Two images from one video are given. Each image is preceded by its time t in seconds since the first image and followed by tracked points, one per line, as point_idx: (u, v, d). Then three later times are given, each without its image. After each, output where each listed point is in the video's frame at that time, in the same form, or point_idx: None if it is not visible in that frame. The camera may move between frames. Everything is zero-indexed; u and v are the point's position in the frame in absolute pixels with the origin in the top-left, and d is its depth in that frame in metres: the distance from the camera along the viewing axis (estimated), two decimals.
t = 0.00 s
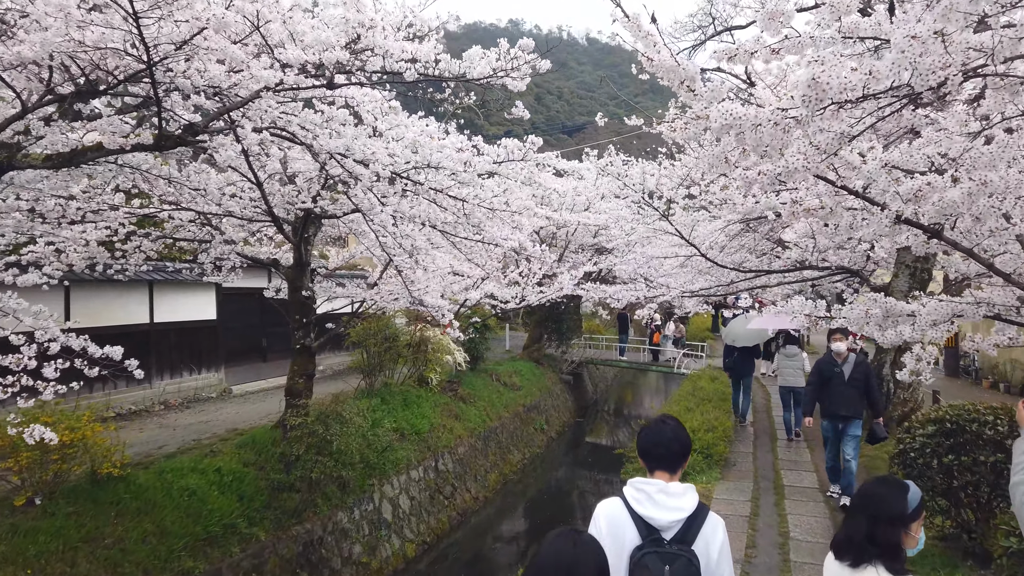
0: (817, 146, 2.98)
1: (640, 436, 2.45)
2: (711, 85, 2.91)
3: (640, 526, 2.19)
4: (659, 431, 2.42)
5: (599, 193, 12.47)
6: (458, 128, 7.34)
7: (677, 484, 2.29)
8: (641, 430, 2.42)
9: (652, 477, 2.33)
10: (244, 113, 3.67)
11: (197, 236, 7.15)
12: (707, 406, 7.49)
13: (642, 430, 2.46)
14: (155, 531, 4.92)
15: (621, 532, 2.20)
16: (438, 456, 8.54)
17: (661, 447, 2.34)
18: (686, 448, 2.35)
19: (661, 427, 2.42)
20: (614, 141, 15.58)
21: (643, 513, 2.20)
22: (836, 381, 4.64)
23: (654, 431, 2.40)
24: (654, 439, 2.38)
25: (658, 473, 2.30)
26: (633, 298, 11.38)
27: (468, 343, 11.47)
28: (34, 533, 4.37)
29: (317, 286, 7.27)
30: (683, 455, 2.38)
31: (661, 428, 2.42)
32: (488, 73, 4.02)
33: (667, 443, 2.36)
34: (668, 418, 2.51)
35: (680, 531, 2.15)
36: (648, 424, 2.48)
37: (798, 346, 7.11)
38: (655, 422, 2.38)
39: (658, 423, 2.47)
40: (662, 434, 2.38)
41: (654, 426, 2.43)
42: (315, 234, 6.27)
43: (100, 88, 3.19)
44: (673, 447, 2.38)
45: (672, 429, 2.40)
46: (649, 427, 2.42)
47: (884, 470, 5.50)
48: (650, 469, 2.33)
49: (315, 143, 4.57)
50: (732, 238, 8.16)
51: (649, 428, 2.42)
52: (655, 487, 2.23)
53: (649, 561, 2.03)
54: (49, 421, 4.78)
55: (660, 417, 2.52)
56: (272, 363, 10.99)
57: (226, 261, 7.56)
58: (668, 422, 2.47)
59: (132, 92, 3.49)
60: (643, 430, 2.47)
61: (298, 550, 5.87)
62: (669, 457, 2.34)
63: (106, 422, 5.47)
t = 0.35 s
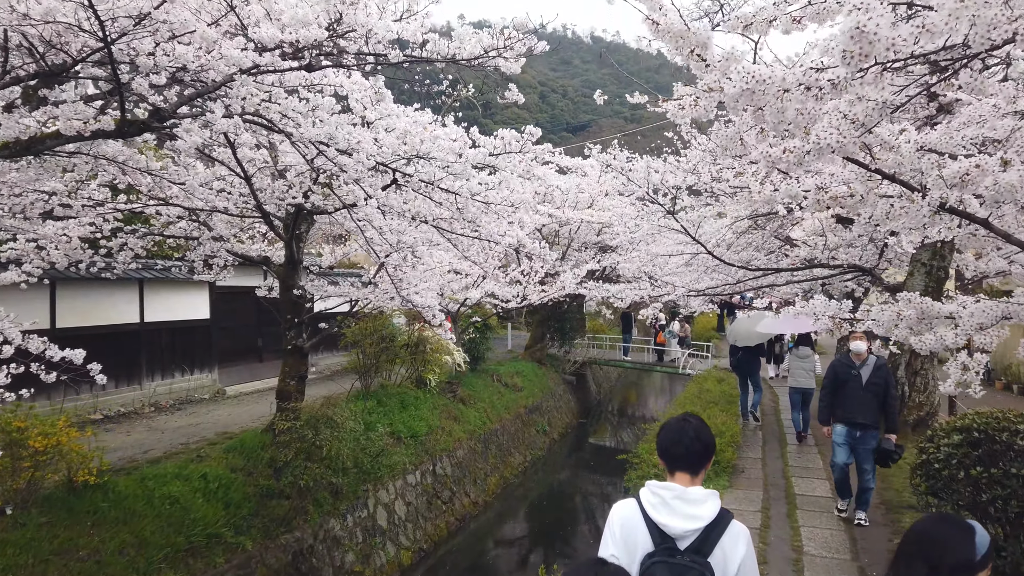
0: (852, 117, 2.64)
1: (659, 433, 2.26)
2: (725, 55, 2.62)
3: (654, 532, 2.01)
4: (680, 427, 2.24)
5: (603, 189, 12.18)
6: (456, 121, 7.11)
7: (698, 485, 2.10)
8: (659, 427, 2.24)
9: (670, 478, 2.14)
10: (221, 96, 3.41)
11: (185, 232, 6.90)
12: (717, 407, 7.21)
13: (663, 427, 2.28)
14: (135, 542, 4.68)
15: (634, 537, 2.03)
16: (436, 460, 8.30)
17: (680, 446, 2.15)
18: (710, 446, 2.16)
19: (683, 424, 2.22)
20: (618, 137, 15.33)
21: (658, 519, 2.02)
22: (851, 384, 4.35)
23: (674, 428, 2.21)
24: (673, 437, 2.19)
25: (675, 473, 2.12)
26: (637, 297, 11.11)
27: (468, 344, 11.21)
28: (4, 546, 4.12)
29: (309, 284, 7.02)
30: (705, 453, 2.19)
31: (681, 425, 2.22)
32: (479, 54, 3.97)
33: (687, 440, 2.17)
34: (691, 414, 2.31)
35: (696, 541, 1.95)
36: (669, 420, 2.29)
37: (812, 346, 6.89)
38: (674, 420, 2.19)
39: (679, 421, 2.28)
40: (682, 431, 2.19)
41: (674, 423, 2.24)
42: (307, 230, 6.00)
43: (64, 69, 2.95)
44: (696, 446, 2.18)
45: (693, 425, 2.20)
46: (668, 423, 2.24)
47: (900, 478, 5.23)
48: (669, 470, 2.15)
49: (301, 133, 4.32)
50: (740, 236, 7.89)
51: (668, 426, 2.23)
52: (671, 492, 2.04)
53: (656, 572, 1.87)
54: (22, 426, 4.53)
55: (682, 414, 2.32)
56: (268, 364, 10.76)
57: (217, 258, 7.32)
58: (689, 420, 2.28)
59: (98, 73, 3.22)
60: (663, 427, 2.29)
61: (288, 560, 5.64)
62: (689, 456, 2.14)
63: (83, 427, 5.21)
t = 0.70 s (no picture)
0: (889, 89, 2.55)
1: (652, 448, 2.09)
2: (738, 29, 2.37)
3: (649, 554, 1.84)
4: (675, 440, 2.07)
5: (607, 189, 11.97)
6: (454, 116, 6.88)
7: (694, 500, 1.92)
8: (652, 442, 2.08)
9: (666, 495, 1.97)
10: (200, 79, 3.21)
11: (176, 231, 6.69)
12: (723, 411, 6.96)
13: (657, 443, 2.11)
14: (115, 556, 4.47)
15: (630, 562, 1.88)
16: (434, 465, 8.07)
17: (672, 459, 1.98)
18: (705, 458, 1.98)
19: (676, 437, 2.05)
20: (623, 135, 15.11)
21: (651, 540, 1.85)
22: (862, 399, 4.05)
23: (666, 442, 2.05)
24: (665, 450, 2.02)
25: (669, 488, 1.95)
26: (642, 298, 10.86)
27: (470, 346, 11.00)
28: None
29: (302, 285, 6.80)
30: (702, 465, 2.01)
31: (674, 438, 2.06)
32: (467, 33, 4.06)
33: (681, 452, 2.00)
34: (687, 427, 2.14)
35: (692, 559, 1.77)
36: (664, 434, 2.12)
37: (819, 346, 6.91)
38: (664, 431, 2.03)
39: (674, 434, 2.11)
40: (674, 443, 2.02)
41: (668, 438, 2.08)
42: (300, 229, 5.82)
43: (23, 50, 2.73)
44: (690, 459, 2.00)
45: (687, 437, 2.03)
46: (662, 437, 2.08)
47: (918, 490, 4.97)
48: (664, 487, 1.98)
49: (287, 124, 4.10)
50: (749, 235, 7.63)
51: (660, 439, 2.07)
52: (661, 508, 1.88)
53: None
54: None
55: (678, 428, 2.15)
56: (265, 365, 10.58)
57: (209, 257, 7.10)
58: (685, 432, 2.11)
59: (64, 58, 3.01)
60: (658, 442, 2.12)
61: (277, 572, 5.40)
62: (682, 468, 1.97)
63: (62, 434, 5.00)
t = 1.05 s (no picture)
0: (943, 46, 2.37)
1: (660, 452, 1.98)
2: None
3: (657, 557, 1.75)
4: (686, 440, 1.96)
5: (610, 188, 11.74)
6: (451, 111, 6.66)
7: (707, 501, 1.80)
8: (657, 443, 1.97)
9: (674, 494, 1.87)
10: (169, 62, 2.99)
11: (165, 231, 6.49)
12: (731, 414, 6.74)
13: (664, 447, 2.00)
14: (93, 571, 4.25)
15: (640, 567, 1.78)
16: (432, 471, 7.85)
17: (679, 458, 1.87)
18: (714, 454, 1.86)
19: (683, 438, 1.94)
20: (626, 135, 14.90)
21: (658, 543, 1.76)
22: (883, 410, 3.74)
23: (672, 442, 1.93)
24: (672, 450, 1.91)
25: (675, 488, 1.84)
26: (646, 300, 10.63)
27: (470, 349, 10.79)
28: None
29: (295, 286, 6.59)
30: (713, 465, 1.89)
31: (679, 437, 1.95)
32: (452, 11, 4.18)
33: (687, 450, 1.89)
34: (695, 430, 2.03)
35: (701, 560, 1.67)
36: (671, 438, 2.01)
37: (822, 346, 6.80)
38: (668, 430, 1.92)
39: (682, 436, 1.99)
40: (680, 441, 1.91)
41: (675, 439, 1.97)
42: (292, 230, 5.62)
43: None
44: (699, 455, 1.89)
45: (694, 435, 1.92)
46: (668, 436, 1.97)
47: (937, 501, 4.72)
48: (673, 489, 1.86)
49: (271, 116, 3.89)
50: (756, 234, 7.39)
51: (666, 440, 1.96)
52: (666, 509, 1.78)
53: None
54: None
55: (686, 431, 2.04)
56: (261, 368, 10.40)
57: (199, 257, 6.89)
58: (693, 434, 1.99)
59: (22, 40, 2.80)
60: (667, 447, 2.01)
61: None
62: (690, 467, 1.85)
63: (39, 442, 4.81)
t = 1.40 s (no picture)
0: None
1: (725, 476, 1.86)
2: None
3: None
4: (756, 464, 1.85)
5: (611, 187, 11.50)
6: (448, 105, 6.44)
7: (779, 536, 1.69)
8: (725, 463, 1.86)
9: (742, 527, 1.74)
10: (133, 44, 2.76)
11: (149, 230, 6.26)
12: (737, 419, 6.51)
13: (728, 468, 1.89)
14: None
15: None
16: (428, 478, 7.63)
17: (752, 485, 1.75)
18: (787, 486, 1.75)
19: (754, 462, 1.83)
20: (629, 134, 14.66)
21: None
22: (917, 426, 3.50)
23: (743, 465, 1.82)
24: (742, 476, 1.80)
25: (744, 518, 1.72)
26: (649, 301, 10.39)
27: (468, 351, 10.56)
28: None
29: (285, 287, 6.35)
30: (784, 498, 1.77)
31: (750, 461, 1.85)
32: None
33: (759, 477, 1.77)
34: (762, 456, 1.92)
35: None
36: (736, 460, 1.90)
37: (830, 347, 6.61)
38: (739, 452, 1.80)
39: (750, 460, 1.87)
40: (752, 469, 1.79)
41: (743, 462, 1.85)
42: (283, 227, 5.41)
43: None
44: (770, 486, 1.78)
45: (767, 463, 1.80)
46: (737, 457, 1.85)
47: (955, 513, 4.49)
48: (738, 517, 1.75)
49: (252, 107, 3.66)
50: (763, 234, 7.15)
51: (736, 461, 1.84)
52: (739, 543, 1.63)
53: None
54: None
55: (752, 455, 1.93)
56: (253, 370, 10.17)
57: (187, 256, 6.66)
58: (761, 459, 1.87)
59: None
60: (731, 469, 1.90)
61: None
62: (761, 497, 1.74)
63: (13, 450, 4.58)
